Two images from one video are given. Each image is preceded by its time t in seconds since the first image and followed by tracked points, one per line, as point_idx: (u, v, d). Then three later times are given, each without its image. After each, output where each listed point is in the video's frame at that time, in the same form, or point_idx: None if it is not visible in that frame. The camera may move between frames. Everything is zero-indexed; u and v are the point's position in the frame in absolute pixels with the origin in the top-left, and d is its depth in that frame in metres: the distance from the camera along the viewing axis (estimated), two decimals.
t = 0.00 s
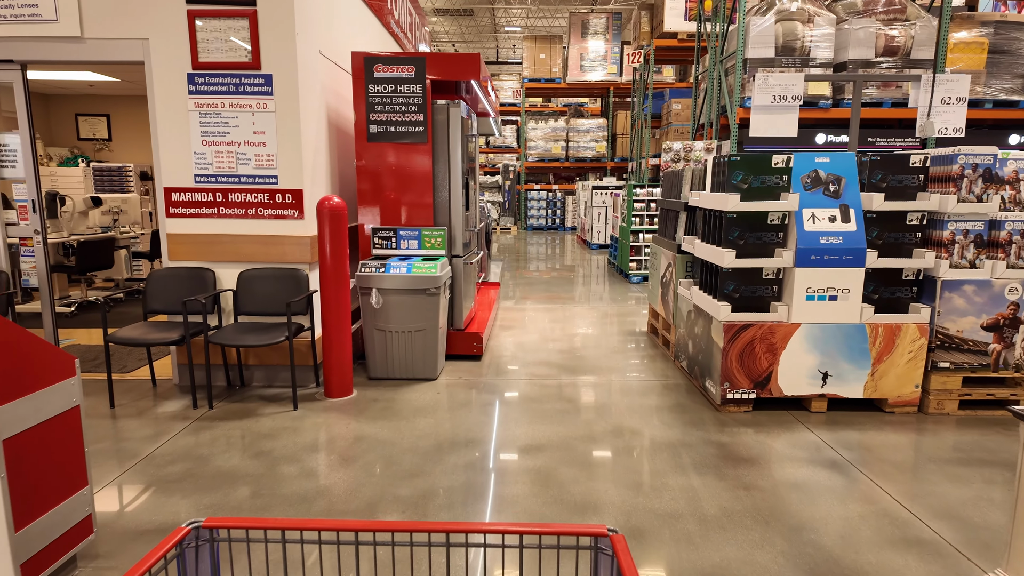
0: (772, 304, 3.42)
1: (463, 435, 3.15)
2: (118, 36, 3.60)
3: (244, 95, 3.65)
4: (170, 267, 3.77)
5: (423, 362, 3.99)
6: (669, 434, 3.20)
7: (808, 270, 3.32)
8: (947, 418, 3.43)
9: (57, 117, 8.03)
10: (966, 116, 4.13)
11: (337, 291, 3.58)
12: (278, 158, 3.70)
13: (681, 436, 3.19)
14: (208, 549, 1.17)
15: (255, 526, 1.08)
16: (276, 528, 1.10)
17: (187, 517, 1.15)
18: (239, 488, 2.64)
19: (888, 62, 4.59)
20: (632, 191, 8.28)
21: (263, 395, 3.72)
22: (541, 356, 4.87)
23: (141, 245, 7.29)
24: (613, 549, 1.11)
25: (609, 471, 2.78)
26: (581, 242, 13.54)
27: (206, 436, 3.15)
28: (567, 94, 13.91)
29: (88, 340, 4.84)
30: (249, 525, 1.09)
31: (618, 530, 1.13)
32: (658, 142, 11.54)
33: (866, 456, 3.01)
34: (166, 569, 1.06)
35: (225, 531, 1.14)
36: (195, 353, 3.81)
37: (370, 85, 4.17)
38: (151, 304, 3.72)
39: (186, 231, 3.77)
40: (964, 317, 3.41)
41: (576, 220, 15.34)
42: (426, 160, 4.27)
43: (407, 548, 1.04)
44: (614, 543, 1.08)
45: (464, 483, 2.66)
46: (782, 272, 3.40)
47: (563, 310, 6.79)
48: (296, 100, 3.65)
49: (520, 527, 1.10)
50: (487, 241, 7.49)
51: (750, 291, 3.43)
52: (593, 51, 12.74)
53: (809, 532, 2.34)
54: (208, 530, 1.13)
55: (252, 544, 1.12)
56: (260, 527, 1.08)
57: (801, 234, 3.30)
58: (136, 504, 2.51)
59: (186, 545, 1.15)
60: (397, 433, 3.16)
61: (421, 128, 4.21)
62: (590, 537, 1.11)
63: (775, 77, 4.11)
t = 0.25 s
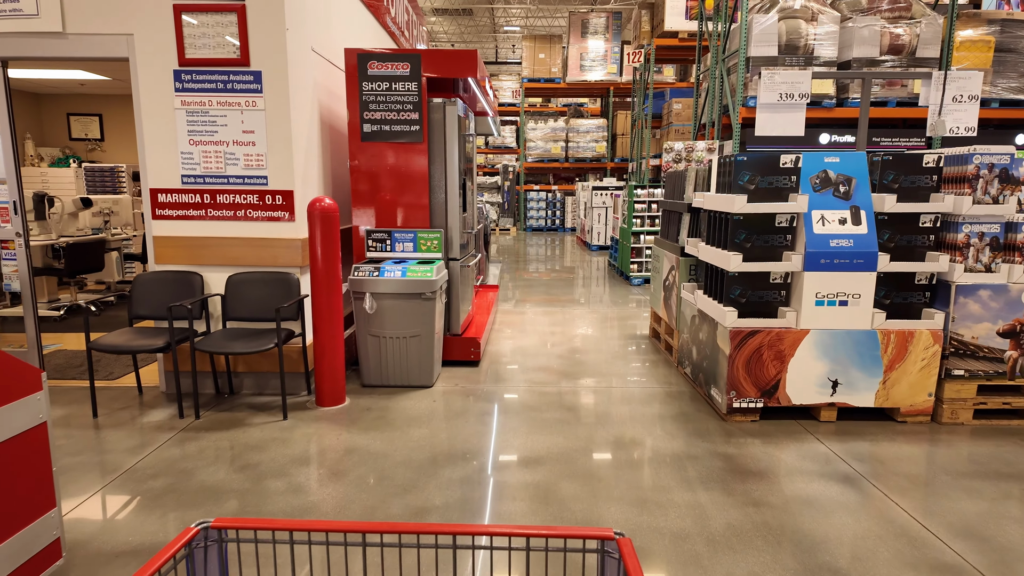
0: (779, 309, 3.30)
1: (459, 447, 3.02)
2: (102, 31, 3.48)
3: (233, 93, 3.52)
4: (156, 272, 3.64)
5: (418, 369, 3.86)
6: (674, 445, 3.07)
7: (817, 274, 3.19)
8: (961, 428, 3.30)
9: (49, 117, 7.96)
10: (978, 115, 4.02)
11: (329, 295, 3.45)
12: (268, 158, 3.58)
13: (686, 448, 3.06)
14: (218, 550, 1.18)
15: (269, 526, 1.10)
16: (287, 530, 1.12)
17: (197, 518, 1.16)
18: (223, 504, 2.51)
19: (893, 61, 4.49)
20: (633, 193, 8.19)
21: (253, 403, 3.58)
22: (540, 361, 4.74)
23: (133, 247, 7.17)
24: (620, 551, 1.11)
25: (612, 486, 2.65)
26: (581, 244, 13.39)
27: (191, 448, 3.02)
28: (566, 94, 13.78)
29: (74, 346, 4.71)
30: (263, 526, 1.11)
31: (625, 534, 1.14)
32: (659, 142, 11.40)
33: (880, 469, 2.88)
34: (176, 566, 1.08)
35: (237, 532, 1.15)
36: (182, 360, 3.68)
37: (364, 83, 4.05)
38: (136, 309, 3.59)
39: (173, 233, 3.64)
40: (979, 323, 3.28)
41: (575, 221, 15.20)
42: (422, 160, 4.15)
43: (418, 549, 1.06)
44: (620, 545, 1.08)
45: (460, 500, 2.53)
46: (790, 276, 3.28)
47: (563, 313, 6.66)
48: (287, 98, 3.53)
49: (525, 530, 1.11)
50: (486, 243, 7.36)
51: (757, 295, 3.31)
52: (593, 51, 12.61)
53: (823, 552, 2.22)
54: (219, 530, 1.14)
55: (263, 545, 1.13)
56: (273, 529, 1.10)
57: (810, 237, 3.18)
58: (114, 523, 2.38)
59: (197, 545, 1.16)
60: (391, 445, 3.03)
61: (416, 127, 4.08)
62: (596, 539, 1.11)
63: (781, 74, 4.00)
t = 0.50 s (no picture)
0: (784, 316, 3.20)
1: (453, 460, 2.92)
2: (86, 30, 3.37)
3: (220, 93, 3.42)
4: (143, 277, 3.54)
5: (412, 377, 3.76)
6: (675, 457, 2.96)
7: (824, 280, 3.09)
8: (972, 438, 3.20)
9: (42, 119, 7.91)
10: (986, 116, 3.92)
11: (319, 301, 3.35)
12: (257, 160, 3.47)
13: (688, 460, 2.96)
14: (225, 551, 1.19)
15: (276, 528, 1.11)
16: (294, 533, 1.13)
17: (205, 521, 1.18)
18: (206, 521, 2.41)
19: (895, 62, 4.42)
20: (632, 195, 8.13)
21: (241, 413, 3.47)
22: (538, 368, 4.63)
23: (125, 250, 7.07)
24: (620, 556, 1.12)
25: (612, 501, 2.55)
26: (580, 246, 13.28)
27: (175, 461, 2.91)
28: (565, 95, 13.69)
29: (62, 352, 4.60)
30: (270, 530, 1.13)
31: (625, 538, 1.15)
32: (658, 144, 11.31)
33: (889, 482, 2.78)
34: (182, 570, 1.08)
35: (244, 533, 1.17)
36: (168, 368, 3.58)
37: (357, 83, 3.95)
38: (122, 316, 3.49)
39: (159, 237, 3.54)
40: (990, 330, 3.19)
41: (574, 223, 15.08)
42: (416, 162, 4.05)
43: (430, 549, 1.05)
44: (621, 551, 1.09)
45: (452, 517, 2.42)
46: (794, 282, 3.18)
47: (562, 317, 6.55)
48: (277, 99, 3.42)
49: (525, 535, 1.12)
50: (483, 246, 7.26)
51: (761, 302, 3.22)
52: (592, 52, 12.52)
53: (833, 573, 2.12)
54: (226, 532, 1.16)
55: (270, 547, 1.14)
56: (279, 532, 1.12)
57: (816, 242, 3.07)
58: (91, 542, 2.27)
59: (203, 547, 1.17)
60: (382, 458, 2.92)
61: (410, 129, 3.98)
62: (596, 544, 1.12)
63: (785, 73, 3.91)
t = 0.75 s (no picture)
0: (790, 320, 3.08)
1: (444, 472, 2.78)
2: (62, 22, 3.23)
3: (203, 88, 3.28)
4: (122, 280, 3.40)
5: (403, 383, 3.62)
6: (677, 469, 2.83)
7: (831, 283, 2.97)
8: (985, 447, 3.08)
9: (28, 117, 7.79)
10: (995, 114, 3.82)
11: (306, 305, 3.21)
12: (242, 159, 3.33)
13: (690, 471, 2.83)
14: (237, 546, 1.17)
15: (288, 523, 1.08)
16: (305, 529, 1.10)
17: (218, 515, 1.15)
18: (182, 540, 2.27)
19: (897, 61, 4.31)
20: (631, 196, 8.03)
21: (224, 422, 3.33)
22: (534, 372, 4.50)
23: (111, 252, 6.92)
24: (636, 555, 1.08)
25: (612, 517, 2.41)
26: (578, 246, 13.14)
27: (153, 475, 2.77)
28: (561, 96, 13.56)
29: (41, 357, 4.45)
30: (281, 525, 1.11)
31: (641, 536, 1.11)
32: (655, 144, 11.18)
33: (901, 496, 2.65)
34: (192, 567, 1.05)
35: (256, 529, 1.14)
36: (149, 375, 3.44)
37: (346, 80, 3.81)
38: (99, 321, 3.34)
39: (139, 239, 3.40)
40: (1004, 335, 3.08)
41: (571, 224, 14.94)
42: (408, 161, 3.92)
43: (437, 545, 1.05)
44: (637, 549, 1.05)
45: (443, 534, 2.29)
46: (801, 286, 3.06)
47: (559, 319, 6.41)
48: (262, 95, 3.28)
49: (538, 532, 1.09)
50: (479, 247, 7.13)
51: (765, 306, 3.10)
52: (589, 52, 12.41)
53: None
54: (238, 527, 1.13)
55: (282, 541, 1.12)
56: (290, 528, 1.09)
57: (824, 243, 2.95)
58: (57, 564, 2.13)
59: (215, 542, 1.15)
60: (370, 470, 2.78)
61: (402, 126, 3.85)
62: (611, 543, 1.09)
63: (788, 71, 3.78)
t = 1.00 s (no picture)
0: (791, 324, 2.98)
1: (432, 484, 2.66)
2: (32, 13, 3.09)
3: (181, 83, 3.14)
4: (97, 283, 3.26)
5: (391, 389, 3.50)
6: (675, 478, 2.73)
7: (833, 285, 2.86)
8: (991, 454, 2.99)
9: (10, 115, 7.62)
10: (998, 111, 3.74)
11: (289, 309, 3.08)
12: (222, 156, 3.20)
13: (689, 481, 2.72)
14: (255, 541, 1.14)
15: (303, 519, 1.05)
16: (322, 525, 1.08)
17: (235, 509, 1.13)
18: (154, 558, 2.14)
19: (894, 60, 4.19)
20: (625, 195, 7.90)
21: (204, 431, 3.19)
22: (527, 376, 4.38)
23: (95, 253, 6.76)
24: (654, 554, 1.05)
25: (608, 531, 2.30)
26: (572, 247, 13.02)
27: (125, 488, 2.63)
28: (555, 95, 13.44)
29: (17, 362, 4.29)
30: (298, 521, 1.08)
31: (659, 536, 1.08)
32: (649, 144, 11.07)
33: (909, 507, 2.55)
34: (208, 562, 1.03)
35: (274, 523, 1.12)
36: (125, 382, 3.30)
37: (332, 75, 3.68)
38: (72, 325, 3.20)
39: (115, 240, 3.26)
40: (1013, 338, 2.99)
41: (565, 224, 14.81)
42: (396, 159, 3.79)
43: (449, 543, 1.06)
44: (654, 548, 1.03)
45: (432, 551, 2.17)
46: (802, 288, 2.96)
47: (553, 321, 6.29)
48: (242, 89, 3.15)
49: (554, 530, 1.06)
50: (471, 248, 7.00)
51: (766, 309, 3.00)
52: (583, 52, 12.30)
53: None
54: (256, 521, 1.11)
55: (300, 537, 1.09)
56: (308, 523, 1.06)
57: (826, 244, 2.84)
58: None
59: (232, 538, 1.12)
60: (355, 482, 2.66)
61: (390, 123, 3.72)
62: (628, 542, 1.06)
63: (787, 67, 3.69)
